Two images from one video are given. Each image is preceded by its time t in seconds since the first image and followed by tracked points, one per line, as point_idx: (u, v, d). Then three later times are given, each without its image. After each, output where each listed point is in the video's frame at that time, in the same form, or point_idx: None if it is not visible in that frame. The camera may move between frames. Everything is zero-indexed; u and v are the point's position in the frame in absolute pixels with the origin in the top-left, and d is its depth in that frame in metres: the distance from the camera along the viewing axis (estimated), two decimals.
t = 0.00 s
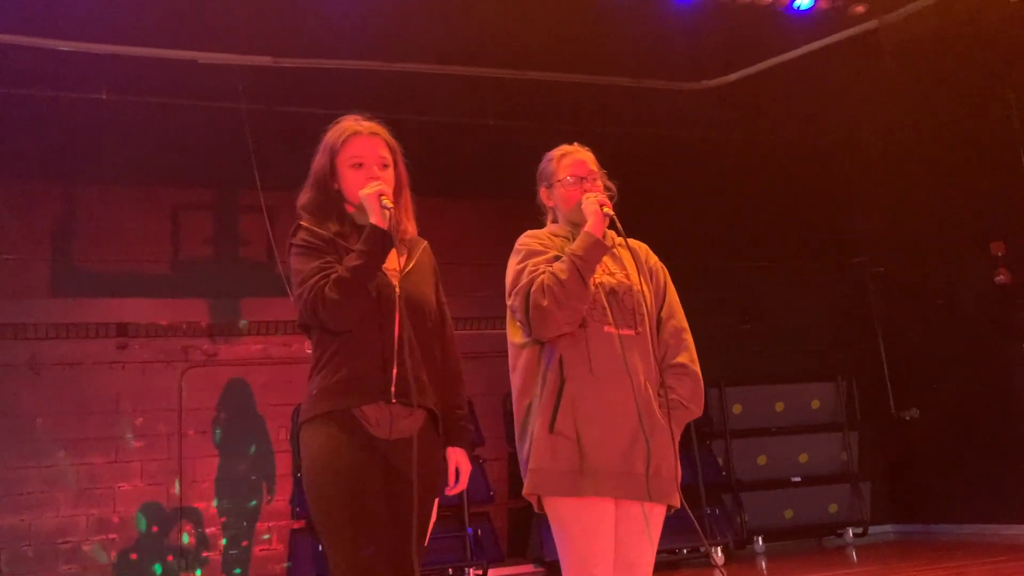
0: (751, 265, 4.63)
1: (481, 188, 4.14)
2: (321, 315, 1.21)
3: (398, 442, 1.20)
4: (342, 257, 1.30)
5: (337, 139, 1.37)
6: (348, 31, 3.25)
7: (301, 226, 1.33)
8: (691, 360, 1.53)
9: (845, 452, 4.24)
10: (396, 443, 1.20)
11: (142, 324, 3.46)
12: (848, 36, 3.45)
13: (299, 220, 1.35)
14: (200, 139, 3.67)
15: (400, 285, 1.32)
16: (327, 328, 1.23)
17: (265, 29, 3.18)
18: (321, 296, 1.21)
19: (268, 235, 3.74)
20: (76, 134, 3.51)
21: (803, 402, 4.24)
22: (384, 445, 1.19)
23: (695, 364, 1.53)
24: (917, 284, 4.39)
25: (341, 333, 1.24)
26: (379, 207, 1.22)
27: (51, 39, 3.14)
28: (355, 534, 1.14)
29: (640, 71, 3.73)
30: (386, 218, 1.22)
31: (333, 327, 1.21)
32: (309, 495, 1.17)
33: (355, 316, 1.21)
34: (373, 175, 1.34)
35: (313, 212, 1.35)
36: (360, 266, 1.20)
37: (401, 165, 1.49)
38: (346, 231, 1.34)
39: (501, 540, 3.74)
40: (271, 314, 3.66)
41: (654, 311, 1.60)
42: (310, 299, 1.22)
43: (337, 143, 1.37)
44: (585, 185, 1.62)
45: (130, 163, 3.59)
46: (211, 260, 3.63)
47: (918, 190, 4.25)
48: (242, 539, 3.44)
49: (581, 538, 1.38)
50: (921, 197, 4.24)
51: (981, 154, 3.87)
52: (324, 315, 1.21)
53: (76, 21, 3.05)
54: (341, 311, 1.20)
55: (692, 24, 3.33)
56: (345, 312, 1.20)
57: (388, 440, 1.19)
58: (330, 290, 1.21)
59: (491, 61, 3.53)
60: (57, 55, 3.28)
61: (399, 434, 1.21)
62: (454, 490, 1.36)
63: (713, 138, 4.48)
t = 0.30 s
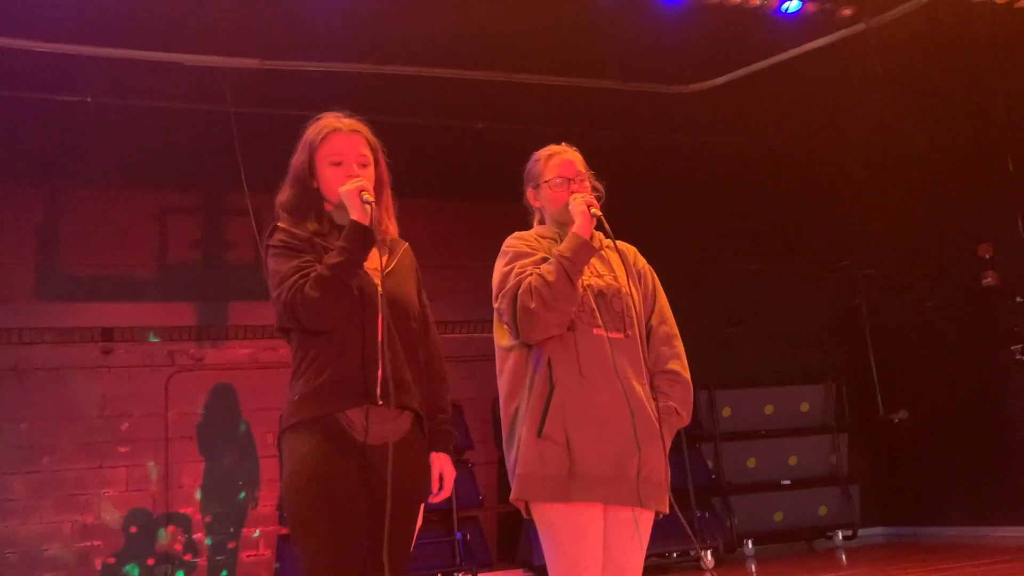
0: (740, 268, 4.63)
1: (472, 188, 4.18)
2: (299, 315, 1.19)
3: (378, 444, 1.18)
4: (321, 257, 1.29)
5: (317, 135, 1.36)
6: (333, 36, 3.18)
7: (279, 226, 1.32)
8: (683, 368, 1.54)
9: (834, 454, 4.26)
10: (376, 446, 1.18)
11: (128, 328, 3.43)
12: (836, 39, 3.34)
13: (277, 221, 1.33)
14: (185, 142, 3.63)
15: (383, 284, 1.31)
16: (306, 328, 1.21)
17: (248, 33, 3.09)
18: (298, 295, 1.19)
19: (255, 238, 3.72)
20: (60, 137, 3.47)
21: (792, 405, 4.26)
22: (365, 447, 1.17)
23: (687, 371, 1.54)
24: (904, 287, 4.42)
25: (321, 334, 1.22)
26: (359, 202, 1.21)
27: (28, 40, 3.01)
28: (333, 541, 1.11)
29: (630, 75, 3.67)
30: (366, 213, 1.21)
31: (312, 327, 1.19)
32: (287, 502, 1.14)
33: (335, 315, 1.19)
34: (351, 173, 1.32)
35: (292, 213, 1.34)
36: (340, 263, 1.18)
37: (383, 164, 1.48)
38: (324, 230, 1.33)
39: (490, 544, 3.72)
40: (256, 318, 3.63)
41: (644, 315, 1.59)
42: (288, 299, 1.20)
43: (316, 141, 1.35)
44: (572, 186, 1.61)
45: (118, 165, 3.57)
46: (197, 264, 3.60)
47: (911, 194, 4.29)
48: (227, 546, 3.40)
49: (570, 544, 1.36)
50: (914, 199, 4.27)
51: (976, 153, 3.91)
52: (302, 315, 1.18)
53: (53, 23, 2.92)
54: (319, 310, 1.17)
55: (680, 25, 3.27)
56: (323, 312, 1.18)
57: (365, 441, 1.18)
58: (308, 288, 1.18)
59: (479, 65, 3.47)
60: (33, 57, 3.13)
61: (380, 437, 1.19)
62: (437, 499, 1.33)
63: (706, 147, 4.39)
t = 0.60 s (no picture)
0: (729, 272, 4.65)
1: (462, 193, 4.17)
2: (278, 319, 1.17)
3: (357, 448, 1.16)
4: (301, 260, 1.27)
5: (299, 134, 1.34)
6: (320, 39, 3.15)
7: (260, 228, 1.30)
8: (675, 371, 1.53)
9: (822, 459, 4.27)
10: (360, 449, 1.16)
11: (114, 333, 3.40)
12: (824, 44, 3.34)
13: (258, 222, 1.31)
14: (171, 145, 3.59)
15: (366, 286, 1.30)
16: (285, 332, 1.19)
17: (234, 37, 3.05)
18: (277, 299, 1.17)
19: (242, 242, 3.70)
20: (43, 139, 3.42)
21: (780, 409, 4.26)
22: (349, 451, 1.16)
23: (678, 373, 1.53)
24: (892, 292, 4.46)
25: (301, 338, 1.20)
26: (339, 204, 1.20)
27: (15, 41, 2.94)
28: (319, 550, 1.09)
29: (620, 79, 3.66)
30: (346, 215, 1.20)
31: (292, 331, 1.17)
32: (270, 507, 1.12)
33: (314, 318, 1.17)
34: (333, 173, 1.31)
35: (272, 213, 1.33)
36: (320, 266, 1.16)
37: (368, 164, 1.46)
38: (305, 231, 1.31)
39: (479, 549, 3.71)
40: (242, 323, 3.60)
41: (635, 317, 1.59)
42: (267, 302, 1.18)
43: (297, 140, 1.34)
44: (560, 187, 1.60)
45: (103, 169, 3.54)
46: (184, 268, 3.58)
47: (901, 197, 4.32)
48: (213, 552, 3.36)
49: (561, 549, 1.35)
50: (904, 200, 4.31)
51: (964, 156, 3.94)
52: (281, 319, 1.17)
53: (35, 26, 2.88)
54: (298, 314, 1.16)
55: (670, 28, 3.27)
56: (302, 316, 1.16)
57: (346, 443, 1.16)
58: (288, 291, 1.16)
59: (468, 68, 3.45)
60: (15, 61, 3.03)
61: (362, 441, 1.17)
62: (427, 503, 1.31)
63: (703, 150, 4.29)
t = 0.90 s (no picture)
0: (713, 279, 4.67)
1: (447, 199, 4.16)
2: (263, 330, 1.16)
3: (347, 461, 1.16)
4: (288, 269, 1.26)
5: (287, 141, 1.33)
6: (305, 45, 3.14)
7: (247, 237, 1.29)
8: (663, 376, 1.52)
9: (806, 465, 4.32)
10: (344, 461, 1.15)
11: (94, 339, 3.36)
12: (801, 53, 3.38)
13: (246, 230, 1.30)
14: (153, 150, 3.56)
15: (353, 297, 1.29)
16: (270, 344, 1.18)
17: (218, 41, 3.04)
18: (262, 312, 1.16)
19: (225, 248, 3.66)
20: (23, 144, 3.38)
21: (764, 415, 4.29)
22: (332, 464, 1.14)
23: (666, 379, 1.52)
24: (874, 299, 4.50)
25: (287, 349, 1.19)
26: (327, 217, 1.18)
27: None
28: (301, 561, 1.08)
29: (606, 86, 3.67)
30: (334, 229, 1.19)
31: (277, 343, 1.16)
32: (250, 518, 1.11)
33: (299, 331, 1.16)
34: (322, 178, 1.30)
35: (260, 221, 1.32)
36: (306, 279, 1.15)
37: (358, 170, 1.46)
38: (293, 240, 1.31)
39: (464, 556, 3.69)
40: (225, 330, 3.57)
41: (623, 322, 1.58)
42: (252, 314, 1.18)
43: (285, 146, 1.33)
44: (547, 192, 1.60)
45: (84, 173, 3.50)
46: (165, 274, 3.54)
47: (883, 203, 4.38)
48: (195, 561, 3.32)
49: (547, 556, 1.34)
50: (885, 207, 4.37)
51: (946, 164, 4.02)
52: (267, 331, 1.16)
53: (14, 29, 2.84)
54: (284, 327, 1.15)
55: (655, 36, 3.28)
56: (288, 328, 1.15)
57: (336, 457, 1.15)
58: (273, 303, 1.16)
59: (454, 73, 3.44)
60: None
61: (348, 452, 1.16)
62: (404, 519, 1.30)
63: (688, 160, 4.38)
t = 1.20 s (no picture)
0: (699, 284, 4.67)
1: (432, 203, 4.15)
2: (247, 333, 1.15)
3: (329, 465, 1.14)
4: (272, 272, 1.24)
5: (271, 140, 1.32)
6: (290, 48, 3.12)
7: (230, 239, 1.27)
8: (649, 380, 1.51)
9: (791, 470, 4.30)
10: (326, 464, 1.14)
11: (75, 345, 3.31)
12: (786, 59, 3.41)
13: (228, 231, 1.29)
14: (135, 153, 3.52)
15: (337, 297, 1.28)
16: (254, 346, 1.17)
17: (202, 43, 3.02)
18: (246, 314, 1.15)
19: (208, 252, 3.63)
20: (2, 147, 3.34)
21: (751, 419, 4.28)
22: (314, 467, 1.13)
23: (653, 382, 1.51)
24: (857, 304, 4.52)
25: (271, 352, 1.18)
26: (311, 219, 1.16)
27: None
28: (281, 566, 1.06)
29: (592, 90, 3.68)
30: (317, 231, 1.16)
31: (261, 345, 1.16)
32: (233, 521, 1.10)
33: (283, 333, 1.16)
34: (306, 179, 1.29)
35: (243, 222, 1.30)
36: (289, 282, 1.14)
37: (342, 171, 1.44)
38: (276, 240, 1.28)
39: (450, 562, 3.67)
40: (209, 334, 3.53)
41: (610, 324, 1.57)
42: (236, 317, 1.16)
43: (269, 146, 1.32)
44: (531, 193, 1.60)
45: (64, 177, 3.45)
46: (148, 278, 3.50)
47: (867, 207, 4.39)
48: (177, 569, 3.28)
49: (533, 561, 1.33)
50: (869, 211, 4.39)
51: (926, 170, 4.03)
52: (251, 333, 1.15)
53: None
54: (269, 329, 1.14)
55: (641, 41, 3.29)
56: (273, 331, 1.15)
57: (316, 460, 1.13)
58: (256, 306, 1.15)
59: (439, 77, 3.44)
60: None
61: (331, 454, 1.15)
62: (389, 522, 1.30)
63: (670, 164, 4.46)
